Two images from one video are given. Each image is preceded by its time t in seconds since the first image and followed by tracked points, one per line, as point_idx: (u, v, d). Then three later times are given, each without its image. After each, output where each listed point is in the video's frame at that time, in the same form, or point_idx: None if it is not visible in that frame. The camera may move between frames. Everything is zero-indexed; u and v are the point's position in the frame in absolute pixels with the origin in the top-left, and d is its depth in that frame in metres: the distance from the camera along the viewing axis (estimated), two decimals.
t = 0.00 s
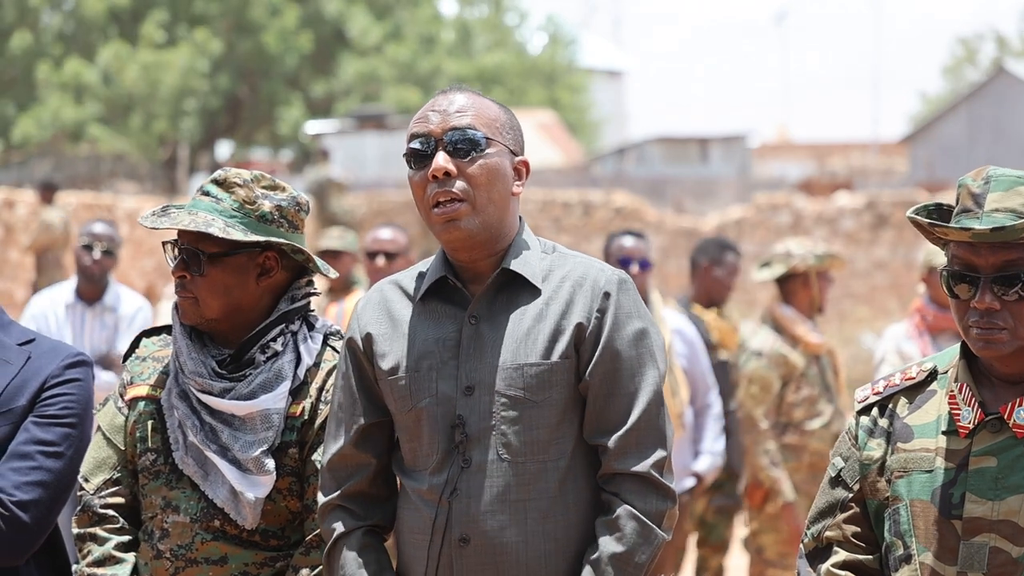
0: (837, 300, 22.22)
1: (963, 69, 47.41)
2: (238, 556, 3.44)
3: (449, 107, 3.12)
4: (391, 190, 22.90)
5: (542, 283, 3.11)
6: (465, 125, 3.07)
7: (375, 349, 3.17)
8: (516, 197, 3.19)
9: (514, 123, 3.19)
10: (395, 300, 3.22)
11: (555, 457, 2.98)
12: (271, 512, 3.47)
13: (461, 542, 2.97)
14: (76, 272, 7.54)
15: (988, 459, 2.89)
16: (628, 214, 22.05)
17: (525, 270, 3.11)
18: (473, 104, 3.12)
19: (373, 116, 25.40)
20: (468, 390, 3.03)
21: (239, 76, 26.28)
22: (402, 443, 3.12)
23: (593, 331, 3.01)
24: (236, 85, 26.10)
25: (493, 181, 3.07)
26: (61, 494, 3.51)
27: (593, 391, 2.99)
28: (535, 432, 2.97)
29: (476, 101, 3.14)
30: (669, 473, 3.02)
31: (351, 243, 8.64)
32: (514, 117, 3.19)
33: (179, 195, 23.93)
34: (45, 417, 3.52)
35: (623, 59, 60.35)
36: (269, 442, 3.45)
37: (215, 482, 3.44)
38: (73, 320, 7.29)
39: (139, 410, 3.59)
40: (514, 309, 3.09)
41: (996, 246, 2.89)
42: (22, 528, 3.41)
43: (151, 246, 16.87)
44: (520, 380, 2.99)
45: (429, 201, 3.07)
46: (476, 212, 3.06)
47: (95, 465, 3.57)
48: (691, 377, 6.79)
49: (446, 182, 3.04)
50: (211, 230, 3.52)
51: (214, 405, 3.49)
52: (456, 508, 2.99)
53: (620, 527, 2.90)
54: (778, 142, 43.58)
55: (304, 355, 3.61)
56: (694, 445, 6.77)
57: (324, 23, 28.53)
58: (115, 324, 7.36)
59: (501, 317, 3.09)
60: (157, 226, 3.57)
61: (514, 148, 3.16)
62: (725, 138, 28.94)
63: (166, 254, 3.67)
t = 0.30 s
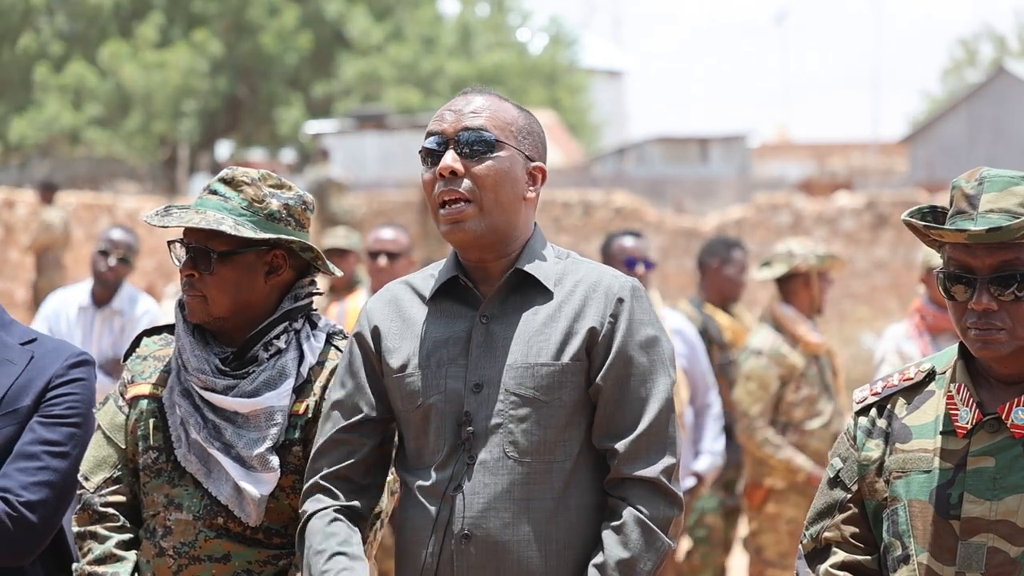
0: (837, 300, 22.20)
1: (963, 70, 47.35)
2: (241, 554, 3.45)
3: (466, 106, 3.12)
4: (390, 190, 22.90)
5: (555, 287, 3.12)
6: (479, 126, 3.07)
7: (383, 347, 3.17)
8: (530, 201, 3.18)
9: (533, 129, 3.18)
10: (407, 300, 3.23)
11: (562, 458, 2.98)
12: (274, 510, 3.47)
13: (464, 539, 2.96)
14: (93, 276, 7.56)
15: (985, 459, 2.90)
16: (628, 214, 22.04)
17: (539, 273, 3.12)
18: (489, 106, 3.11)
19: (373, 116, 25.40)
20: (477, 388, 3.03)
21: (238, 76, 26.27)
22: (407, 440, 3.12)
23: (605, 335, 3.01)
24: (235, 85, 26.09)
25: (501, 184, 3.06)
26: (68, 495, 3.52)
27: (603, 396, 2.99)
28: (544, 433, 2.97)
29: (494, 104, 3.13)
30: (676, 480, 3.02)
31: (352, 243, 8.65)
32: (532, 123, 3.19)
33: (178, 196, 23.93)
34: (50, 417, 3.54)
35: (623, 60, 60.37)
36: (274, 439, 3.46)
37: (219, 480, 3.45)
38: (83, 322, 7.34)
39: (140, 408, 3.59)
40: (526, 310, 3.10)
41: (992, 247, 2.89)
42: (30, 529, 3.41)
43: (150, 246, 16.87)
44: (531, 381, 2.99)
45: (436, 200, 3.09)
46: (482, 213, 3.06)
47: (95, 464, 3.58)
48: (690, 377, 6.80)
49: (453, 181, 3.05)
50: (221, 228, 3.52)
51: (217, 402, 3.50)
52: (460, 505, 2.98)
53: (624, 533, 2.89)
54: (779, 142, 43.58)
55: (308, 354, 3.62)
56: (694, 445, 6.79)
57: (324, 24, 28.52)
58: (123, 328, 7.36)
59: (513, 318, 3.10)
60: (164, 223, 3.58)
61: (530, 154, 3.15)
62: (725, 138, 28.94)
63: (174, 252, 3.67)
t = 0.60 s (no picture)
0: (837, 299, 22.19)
1: (963, 70, 47.33)
2: (242, 552, 3.45)
3: (457, 105, 3.08)
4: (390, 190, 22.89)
5: (555, 283, 3.12)
6: (469, 126, 3.03)
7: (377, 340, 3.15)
8: (522, 201, 3.13)
9: (528, 126, 3.14)
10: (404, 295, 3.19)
11: (569, 460, 3.00)
12: (275, 510, 3.48)
13: (474, 543, 2.97)
14: (99, 277, 7.58)
15: (982, 459, 2.90)
16: (628, 214, 22.03)
17: (540, 271, 3.12)
18: (482, 105, 3.08)
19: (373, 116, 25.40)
20: (480, 390, 3.02)
21: (238, 76, 26.26)
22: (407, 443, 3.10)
23: (610, 333, 3.02)
24: (235, 86, 26.08)
25: (488, 187, 3.02)
26: (69, 493, 3.70)
27: (609, 395, 3.01)
28: (550, 434, 2.98)
29: (487, 103, 3.09)
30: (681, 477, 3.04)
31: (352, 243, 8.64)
32: (526, 121, 3.14)
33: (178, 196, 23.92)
34: (52, 416, 3.72)
35: (624, 60, 60.36)
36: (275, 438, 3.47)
37: (220, 479, 3.44)
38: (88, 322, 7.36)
39: (140, 407, 3.58)
40: (529, 310, 3.09)
41: (984, 245, 2.89)
42: (32, 526, 3.58)
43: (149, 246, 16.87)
44: (536, 382, 2.99)
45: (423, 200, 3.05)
46: (467, 213, 3.02)
47: (95, 462, 3.57)
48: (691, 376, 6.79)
49: (440, 183, 3.01)
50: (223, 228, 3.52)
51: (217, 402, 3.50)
52: (470, 509, 2.98)
53: (636, 531, 2.92)
54: (779, 142, 43.58)
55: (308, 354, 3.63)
56: (694, 445, 6.80)
57: (324, 24, 28.51)
58: (126, 322, 7.36)
59: (514, 317, 3.09)
60: (165, 223, 3.58)
61: (523, 153, 3.10)
62: (725, 138, 28.94)
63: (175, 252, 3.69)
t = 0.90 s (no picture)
0: (837, 300, 22.21)
1: (965, 69, 47.27)
2: (241, 551, 3.45)
3: (472, 103, 3.06)
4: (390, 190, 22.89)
5: (563, 290, 3.12)
6: (482, 125, 3.01)
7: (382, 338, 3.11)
8: (531, 204, 3.10)
9: (543, 129, 3.11)
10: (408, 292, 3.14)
11: (584, 468, 3.02)
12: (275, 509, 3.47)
13: (491, 555, 2.99)
14: (93, 275, 7.57)
15: (978, 460, 2.91)
16: (628, 214, 22.03)
17: (549, 277, 3.11)
18: (497, 105, 3.06)
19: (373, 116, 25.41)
20: (493, 400, 3.02)
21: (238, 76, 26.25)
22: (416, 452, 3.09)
23: (624, 341, 3.05)
24: (235, 85, 26.08)
25: (498, 189, 3.00)
26: (69, 493, 3.70)
27: (625, 404, 3.03)
28: (566, 445, 3.01)
29: (502, 103, 3.07)
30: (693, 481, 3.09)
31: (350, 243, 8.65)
32: (542, 123, 3.11)
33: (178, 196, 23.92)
34: (51, 415, 3.72)
35: (624, 60, 60.38)
36: (275, 437, 3.48)
37: (219, 478, 3.45)
38: (85, 322, 7.36)
39: (140, 407, 3.58)
40: (541, 316, 3.09)
41: (982, 237, 2.90)
42: (31, 526, 3.59)
43: (150, 246, 16.88)
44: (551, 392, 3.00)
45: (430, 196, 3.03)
46: (474, 216, 3.00)
47: (94, 462, 3.56)
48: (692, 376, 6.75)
49: (449, 180, 3.00)
50: (235, 228, 3.54)
51: (217, 401, 3.51)
52: (486, 521, 2.99)
53: (656, 536, 2.94)
54: (779, 142, 43.59)
55: (307, 353, 3.63)
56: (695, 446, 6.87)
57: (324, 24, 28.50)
58: (123, 325, 7.40)
59: (525, 323, 3.08)
60: (174, 221, 3.57)
61: (535, 157, 3.07)
62: (725, 138, 28.95)
63: (176, 249, 3.68)
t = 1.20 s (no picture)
0: (837, 300, 22.22)
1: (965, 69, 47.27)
2: (242, 551, 3.45)
3: (465, 97, 3.06)
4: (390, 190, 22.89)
5: (553, 287, 3.11)
6: (473, 118, 3.01)
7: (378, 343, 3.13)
8: (521, 200, 3.09)
9: (534, 125, 3.10)
10: (400, 295, 3.17)
11: (572, 466, 3.01)
12: (276, 509, 3.47)
13: (479, 554, 2.99)
14: (83, 274, 7.60)
15: (974, 459, 2.90)
16: (628, 214, 22.03)
17: (537, 274, 3.10)
18: (488, 99, 3.06)
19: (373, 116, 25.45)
20: (480, 398, 3.02)
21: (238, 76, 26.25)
22: (409, 450, 3.11)
23: (611, 337, 3.02)
24: (236, 85, 26.08)
25: (486, 182, 3.00)
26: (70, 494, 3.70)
27: (613, 401, 3.01)
28: (553, 443, 2.99)
29: (494, 97, 3.07)
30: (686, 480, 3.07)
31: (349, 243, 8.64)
32: (535, 119, 3.11)
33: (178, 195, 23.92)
34: (52, 415, 3.73)
35: (624, 60, 60.41)
36: (276, 436, 3.47)
37: (219, 478, 3.45)
38: (78, 321, 7.35)
39: (139, 408, 3.58)
40: (529, 312, 3.08)
41: (976, 231, 2.91)
42: (33, 526, 3.58)
43: (150, 246, 16.89)
44: (537, 390, 3.00)
45: (419, 188, 3.03)
46: (460, 207, 2.99)
47: (91, 464, 3.56)
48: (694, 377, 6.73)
49: (439, 172, 2.99)
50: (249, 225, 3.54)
51: (217, 401, 3.51)
52: (473, 520, 3.00)
53: (644, 536, 2.95)
54: (779, 142, 43.62)
55: (307, 353, 3.64)
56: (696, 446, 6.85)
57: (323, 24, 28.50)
58: (118, 327, 7.43)
59: (513, 321, 3.08)
60: (184, 218, 3.58)
61: (526, 153, 3.07)
62: (725, 138, 28.95)
63: (181, 249, 3.68)
